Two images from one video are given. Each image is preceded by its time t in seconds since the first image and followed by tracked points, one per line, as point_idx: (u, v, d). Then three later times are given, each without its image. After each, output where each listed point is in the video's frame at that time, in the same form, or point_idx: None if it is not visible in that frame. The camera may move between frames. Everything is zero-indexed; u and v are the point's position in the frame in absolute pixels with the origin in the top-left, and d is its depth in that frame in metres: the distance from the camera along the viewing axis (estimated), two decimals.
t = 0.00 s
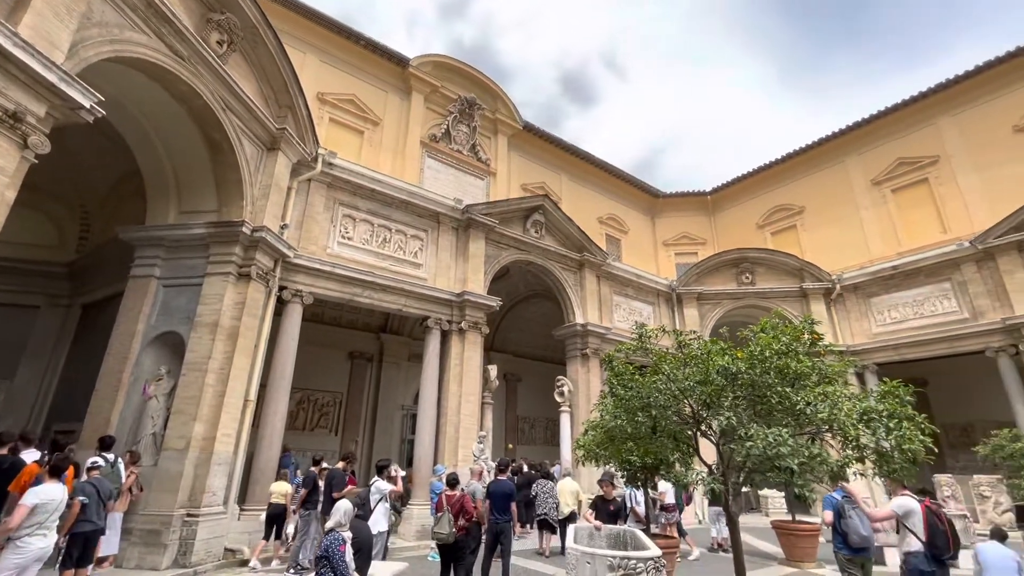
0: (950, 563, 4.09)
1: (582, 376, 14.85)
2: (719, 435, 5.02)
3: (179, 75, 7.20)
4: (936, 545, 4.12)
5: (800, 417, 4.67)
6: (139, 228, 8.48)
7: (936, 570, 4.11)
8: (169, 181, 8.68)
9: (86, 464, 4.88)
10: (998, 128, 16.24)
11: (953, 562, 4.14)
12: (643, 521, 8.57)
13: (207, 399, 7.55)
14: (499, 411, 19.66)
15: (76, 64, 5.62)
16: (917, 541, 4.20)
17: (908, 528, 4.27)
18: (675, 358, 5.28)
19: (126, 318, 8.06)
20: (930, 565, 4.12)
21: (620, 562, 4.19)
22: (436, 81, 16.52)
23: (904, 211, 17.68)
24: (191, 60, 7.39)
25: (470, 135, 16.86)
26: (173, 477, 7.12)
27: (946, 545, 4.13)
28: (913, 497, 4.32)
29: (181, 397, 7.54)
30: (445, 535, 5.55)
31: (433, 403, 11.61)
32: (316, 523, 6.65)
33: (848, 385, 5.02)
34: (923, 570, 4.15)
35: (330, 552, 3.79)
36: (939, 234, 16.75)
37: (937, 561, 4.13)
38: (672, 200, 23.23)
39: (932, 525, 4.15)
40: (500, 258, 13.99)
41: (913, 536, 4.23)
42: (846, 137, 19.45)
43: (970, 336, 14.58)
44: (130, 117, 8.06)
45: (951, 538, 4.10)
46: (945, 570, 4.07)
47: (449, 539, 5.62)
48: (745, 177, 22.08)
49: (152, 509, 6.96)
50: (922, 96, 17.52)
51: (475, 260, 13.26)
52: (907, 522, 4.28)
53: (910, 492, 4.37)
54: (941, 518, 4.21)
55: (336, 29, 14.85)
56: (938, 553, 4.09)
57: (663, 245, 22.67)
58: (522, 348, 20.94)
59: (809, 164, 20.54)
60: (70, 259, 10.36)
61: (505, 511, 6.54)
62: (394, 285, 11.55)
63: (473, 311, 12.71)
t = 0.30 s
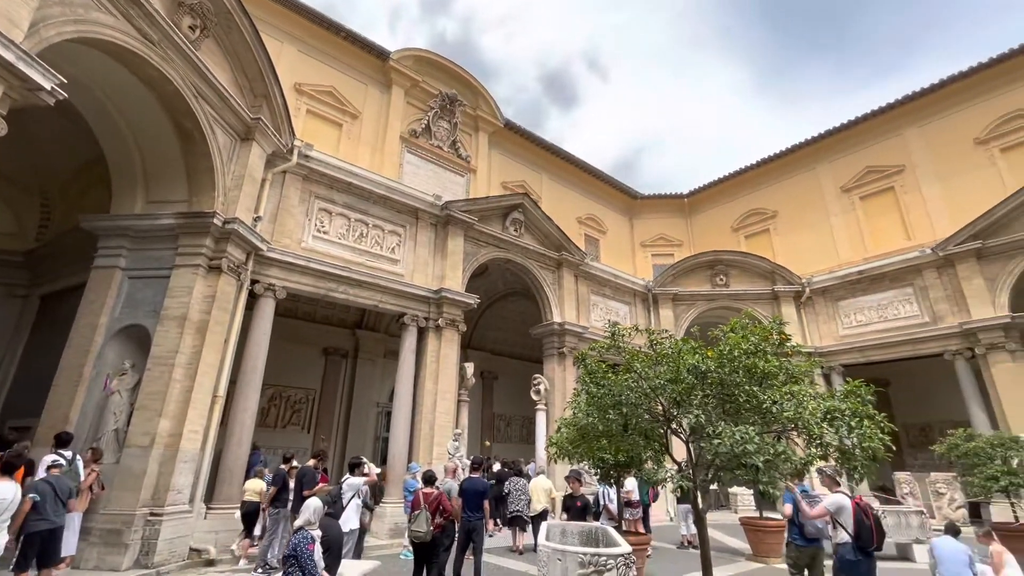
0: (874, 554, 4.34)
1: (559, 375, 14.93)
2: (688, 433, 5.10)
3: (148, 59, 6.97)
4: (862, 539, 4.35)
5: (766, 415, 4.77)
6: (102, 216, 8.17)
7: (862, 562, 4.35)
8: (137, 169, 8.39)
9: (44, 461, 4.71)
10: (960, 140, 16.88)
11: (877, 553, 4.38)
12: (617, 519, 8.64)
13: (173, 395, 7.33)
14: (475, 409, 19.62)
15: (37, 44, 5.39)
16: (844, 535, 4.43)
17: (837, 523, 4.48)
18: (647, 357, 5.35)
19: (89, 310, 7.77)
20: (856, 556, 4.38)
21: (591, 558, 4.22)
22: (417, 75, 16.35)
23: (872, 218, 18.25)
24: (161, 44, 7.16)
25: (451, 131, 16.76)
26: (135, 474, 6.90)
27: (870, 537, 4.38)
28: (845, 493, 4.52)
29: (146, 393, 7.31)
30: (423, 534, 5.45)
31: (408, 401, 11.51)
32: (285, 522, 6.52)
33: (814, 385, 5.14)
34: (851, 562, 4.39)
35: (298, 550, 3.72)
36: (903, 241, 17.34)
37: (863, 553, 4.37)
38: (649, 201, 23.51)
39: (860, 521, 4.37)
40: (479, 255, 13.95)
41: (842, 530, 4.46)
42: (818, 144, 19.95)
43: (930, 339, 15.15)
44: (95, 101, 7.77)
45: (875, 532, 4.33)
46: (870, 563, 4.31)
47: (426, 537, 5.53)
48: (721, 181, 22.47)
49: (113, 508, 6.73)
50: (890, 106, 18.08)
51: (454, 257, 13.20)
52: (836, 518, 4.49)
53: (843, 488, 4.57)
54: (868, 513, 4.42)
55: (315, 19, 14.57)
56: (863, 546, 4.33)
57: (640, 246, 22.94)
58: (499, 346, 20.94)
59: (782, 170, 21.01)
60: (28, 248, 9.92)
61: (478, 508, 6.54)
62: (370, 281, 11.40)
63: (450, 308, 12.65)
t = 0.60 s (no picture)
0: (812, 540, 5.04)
1: (534, 373, 14.98)
2: (659, 431, 5.19)
3: (113, 41, 6.72)
4: (802, 527, 5.04)
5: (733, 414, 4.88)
6: (63, 204, 7.85)
7: (803, 547, 5.05)
8: (100, 155, 8.08)
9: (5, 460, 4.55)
10: (922, 151, 17.54)
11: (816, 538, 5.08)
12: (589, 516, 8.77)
13: (135, 390, 7.10)
14: (450, 406, 19.56)
15: None
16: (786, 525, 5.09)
17: (781, 515, 5.16)
18: (619, 355, 5.41)
19: (46, 301, 7.46)
20: (798, 543, 5.07)
21: (561, 555, 4.25)
22: (396, 69, 16.15)
23: (839, 224, 18.81)
24: (128, 26, 6.91)
25: (430, 126, 16.63)
26: (94, 472, 6.66)
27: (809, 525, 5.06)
28: (785, 488, 5.19)
29: (106, 388, 7.07)
30: (400, 532, 5.47)
31: (381, 398, 11.39)
32: (252, 521, 6.38)
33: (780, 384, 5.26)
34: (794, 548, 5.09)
35: (264, 550, 3.65)
36: (867, 247, 17.94)
37: (803, 539, 5.07)
38: (627, 203, 23.77)
39: (799, 512, 5.05)
40: (456, 252, 13.88)
41: (785, 520, 5.13)
42: (789, 152, 20.46)
43: (891, 342, 15.72)
44: (57, 84, 7.46)
45: (813, 522, 5.01)
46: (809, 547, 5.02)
47: (403, 536, 5.55)
48: (696, 185, 22.86)
49: (69, 508, 6.48)
50: (858, 117, 18.66)
51: (430, 254, 13.10)
52: (780, 509, 5.16)
53: (785, 483, 5.23)
54: (806, 504, 5.11)
55: (292, 8, 14.26)
56: (803, 534, 5.03)
57: (616, 247, 23.18)
58: (475, 344, 20.90)
59: (754, 175, 21.49)
60: None
61: (450, 507, 6.52)
62: (344, 276, 11.24)
63: (426, 305, 12.56)
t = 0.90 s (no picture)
0: (763, 534, 5.22)
1: (509, 371, 14.99)
2: (630, 429, 5.25)
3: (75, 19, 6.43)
4: (754, 522, 5.22)
5: (703, 413, 4.98)
6: (17, 188, 7.49)
7: (754, 541, 5.22)
8: (59, 137, 7.73)
9: None
10: (885, 161, 18.19)
11: (766, 534, 5.25)
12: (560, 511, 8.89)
13: (94, 384, 6.83)
14: (424, 403, 19.43)
15: None
16: (740, 520, 5.26)
17: (736, 510, 5.32)
18: (593, 354, 5.47)
19: None
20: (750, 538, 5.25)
21: (532, 552, 4.27)
22: (374, 61, 15.91)
23: (807, 229, 19.36)
24: (91, 4, 6.63)
25: (408, 121, 16.47)
26: (48, 470, 6.39)
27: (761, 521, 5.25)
28: (741, 485, 5.38)
29: (62, 381, 6.78)
30: (376, 530, 5.48)
31: (353, 394, 11.24)
32: (216, 519, 6.23)
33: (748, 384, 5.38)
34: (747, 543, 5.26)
35: (229, 549, 3.56)
36: (833, 252, 18.51)
37: (755, 534, 5.24)
38: (603, 203, 23.99)
39: (753, 508, 5.23)
40: (432, 248, 13.77)
41: (739, 516, 5.29)
42: (761, 158, 20.95)
43: (853, 344, 16.27)
44: (13, 62, 7.12)
45: (765, 517, 5.20)
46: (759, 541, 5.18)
47: (378, 534, 5.55)
48: (671, 188, 23.21)
49: (19, 507, 6.21)
50: (826, 126, 19.25)
51: (406, 249, 12.97)
52: (736, 505, 5.32)
53: (743, 480, 5.40)
54: (760, 501, 5.29)
55: None
56: (755, 528, 5.21)
57: (592, 247, 23.38)
58: (450, 341, 20.81)
59: (727, 179, 21.95)
60: None
61: (422, 504, 6.48)
62: (317, 271, 11.04)
63: (401, 301, 12.44)
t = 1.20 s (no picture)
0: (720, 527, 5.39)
1: (483, 367, 14.97)
2: (603, 427, 5.30)
3: None
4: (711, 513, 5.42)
5: (674, 411, 5.06)
6: None
7: (711, 533, 5.40)
8: (14, 119, 7.52)
9: None
10: (851, 169, 18.77)
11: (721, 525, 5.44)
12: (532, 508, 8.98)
13: (48, 377, 6.54)
14: (396, 399, 19.25)
15: None
16: (698, 512, 5.43)
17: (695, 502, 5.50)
18: (568, 351, 5.49)
19: None
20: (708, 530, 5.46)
21: (504, 548, 4.26)
22: (351, 51, 15.62)
23: (776, 232, 19.86)
24: None
25: (385, 113, 16.25)
26: None
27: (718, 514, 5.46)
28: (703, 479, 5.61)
29: (13, 375, 6.47)
30: (348, 529, 5.37)
31: (324, 390, 11.05)
32: (178, 518, 6.05)
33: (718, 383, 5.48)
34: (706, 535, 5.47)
35: (191, 549, 3.45)
36: (799, 256, 19.05)
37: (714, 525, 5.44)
38: (579, 202, 24.16)
39: (710, 500, 5.42)
40: (408, 243, 13.64)
41: (697, 508, 5.47)
42: (733, 162, 21.38)
43: (817, 345, 16.78)
44: None
45: (721, 509, 5.40)
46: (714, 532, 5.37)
47: (350, 532, 5.45)
48: (646, 189, 23.50)
49: None
50: (796, 133, 19.77)
51: (381, 243, 12.80)
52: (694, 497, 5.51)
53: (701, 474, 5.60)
54: (717, 494, 5.49)
55: None
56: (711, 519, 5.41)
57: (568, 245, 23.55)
58: (424, 337, 20.66)
59: (701, 182, 22.33)
60: None
61: (393, 502, 6.42)
62: (288, 264, 10.80)
63: (374, 296, 12.28)
